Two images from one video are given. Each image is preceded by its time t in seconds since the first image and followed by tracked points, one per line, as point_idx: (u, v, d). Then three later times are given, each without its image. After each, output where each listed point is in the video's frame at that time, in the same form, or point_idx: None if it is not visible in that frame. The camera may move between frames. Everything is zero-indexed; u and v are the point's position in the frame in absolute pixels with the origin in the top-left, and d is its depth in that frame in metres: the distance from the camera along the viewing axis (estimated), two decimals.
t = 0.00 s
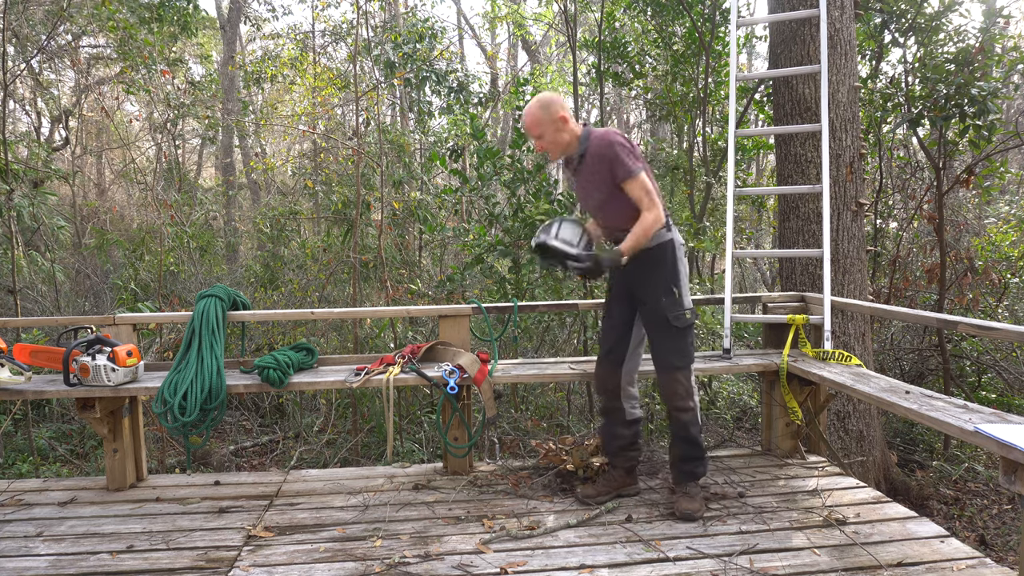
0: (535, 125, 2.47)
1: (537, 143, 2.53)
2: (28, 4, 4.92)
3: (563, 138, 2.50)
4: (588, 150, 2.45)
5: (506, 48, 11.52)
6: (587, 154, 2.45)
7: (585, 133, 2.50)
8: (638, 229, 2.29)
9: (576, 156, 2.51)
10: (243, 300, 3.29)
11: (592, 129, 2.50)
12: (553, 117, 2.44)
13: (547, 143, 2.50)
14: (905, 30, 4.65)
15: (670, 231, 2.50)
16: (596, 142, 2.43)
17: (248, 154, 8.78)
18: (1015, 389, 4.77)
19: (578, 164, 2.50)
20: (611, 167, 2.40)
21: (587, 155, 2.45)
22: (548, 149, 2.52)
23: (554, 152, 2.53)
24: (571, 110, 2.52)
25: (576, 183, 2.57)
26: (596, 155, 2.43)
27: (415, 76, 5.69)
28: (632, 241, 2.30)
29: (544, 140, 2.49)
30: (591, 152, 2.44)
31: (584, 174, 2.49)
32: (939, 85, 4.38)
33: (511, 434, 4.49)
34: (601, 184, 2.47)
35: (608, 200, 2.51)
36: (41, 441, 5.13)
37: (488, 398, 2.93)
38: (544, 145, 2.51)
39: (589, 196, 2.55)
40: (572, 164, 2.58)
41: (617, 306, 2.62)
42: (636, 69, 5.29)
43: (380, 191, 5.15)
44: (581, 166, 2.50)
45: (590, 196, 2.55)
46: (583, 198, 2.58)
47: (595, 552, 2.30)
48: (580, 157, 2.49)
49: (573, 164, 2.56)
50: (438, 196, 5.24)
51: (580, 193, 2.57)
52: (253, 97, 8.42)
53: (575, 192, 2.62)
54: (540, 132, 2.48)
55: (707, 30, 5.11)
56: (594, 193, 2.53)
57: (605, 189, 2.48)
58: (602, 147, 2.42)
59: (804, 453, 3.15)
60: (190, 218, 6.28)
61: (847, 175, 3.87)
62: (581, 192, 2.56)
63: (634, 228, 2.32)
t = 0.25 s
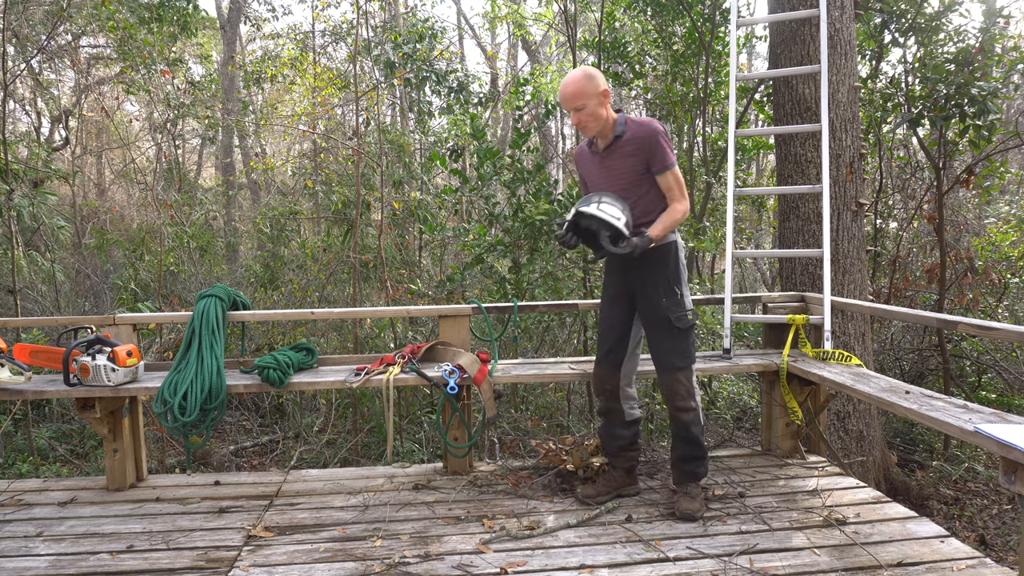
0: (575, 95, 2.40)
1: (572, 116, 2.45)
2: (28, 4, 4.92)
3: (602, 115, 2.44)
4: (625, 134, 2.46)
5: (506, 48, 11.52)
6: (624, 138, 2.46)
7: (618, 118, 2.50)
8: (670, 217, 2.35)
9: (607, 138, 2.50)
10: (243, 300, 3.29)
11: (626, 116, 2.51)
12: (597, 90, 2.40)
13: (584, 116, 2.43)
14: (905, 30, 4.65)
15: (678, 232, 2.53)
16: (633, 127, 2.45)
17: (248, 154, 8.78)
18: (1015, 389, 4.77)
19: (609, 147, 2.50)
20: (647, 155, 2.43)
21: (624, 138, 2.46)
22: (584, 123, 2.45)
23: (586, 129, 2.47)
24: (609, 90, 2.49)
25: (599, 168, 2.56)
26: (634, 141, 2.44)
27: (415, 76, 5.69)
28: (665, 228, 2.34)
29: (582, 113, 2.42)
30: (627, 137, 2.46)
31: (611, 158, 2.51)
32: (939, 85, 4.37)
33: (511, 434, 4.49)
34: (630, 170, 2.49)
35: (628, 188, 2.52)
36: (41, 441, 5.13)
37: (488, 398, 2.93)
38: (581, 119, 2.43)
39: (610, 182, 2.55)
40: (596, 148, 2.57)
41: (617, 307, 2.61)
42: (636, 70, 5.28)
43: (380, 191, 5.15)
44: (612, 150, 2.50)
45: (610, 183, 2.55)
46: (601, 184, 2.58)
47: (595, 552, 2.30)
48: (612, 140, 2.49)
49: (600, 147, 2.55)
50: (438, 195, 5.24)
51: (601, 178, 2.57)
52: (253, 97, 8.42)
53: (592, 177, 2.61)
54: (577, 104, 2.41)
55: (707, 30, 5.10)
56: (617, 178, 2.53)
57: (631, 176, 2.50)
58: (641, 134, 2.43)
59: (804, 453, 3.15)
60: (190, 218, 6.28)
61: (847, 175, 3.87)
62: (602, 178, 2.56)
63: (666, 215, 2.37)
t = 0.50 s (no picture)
0: (605, 86, 2.38)
1: (599, 107, 2.42)
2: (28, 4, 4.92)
3: (628, 108, 2.43)
4: (651, 130, 2.49)
5: (506, 48, 11.52)
6: (651, 133, 2.49)
7: (641, 114, 2.51)
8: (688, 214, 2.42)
9: (630, 133, 2.52)
10: (243, 300, 3.29)
11: (650, 112, 2.54)
12: (626, 83, 2.40)
13: (612, 107, 2.41)
14: (905, 30, 4.65)
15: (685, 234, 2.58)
16: (659, 123, 2.48)
17: (248, 154, 8.78)
18: (1015, 389, 4.77)
19: (633, 142, 2.52)
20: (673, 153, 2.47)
21: (652, 134, 2.48)
22: (611, 115, 2.43)
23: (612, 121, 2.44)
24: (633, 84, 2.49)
25: (618, 161, 2.57)
26: (661, 137, 2.48)
27: (415, 76, 5.69)
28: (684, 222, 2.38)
29: (611, 105, 2.40)
30: (654, 134, 2.48)
31: (634, 151, 2.53)
32: (939, 85, 4.38)
33: (511, 434, 4.49)
34: (652, 166, 2.51)
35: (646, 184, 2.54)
36: (41, 441, 5.13)
37: (488, 398, 2.93)
38: (609, 110, 2.41)
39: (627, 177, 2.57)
40: (616, 142, 2.58)
41: (621, 307, 2.59)
42: (636, 70, 5.29)
43: (380, 191, 5.15)
44: (637, 144, 2.52)
45: (627, 177, 2.57)
46: (618, 178, 2.59)
47: (595, 552, 2.30)
48: (636, 134, 2.51)
49: (620, 141, 2.56)
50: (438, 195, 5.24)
51: (619, 172, 2.58)
52: (253, 97, 8.42)
53: (608, 170, 2.62)
54: (606, 95, 2.38)
55: (707, 30, 5.10)
56: (637, 172, 2.54)
57: (651, 173, 2.52)
58: (668, 131, 2.47)
59: (804, 453, 3.15)
60: (190, 218, 6.28)
61: (847, 175, 3.87)
62: (620, 172, 2.58)
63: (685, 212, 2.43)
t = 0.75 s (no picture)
0: (621, 82, 2.37)
1: (613, 102, 2.41)
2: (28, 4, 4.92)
3: (642, 105, 2.43)
4: (664, 128, 2.50)
5: (506, 48, 11.52)
6: (664, 132, 2.49)
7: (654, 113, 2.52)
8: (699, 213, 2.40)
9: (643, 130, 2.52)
10: (243, 300, 3.29)
11: (662, 111, 2.54)
12: (641, 80, 2.39)
13: (626, 104, 2.41)
14: (905, 30, 4.65)
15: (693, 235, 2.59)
16: (672, 122, 2.49)
17: (248, 154, 8.78)
18: (1015, 388, 4.77)
19: (645, 140, 2.53)
20: (685, 151, 2.47)
21: (664, 132, 2.49)
22: (624, 112, 2.42)
23: (625, 118, 2.44)
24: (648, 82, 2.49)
25: (629, 159, 2.58)
26: (674, 135, 2.48)
27: (415, 75, 5.70)
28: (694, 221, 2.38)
29: (626, 101, 2.40)
30: (666, 132, 2.49)
31: (646, 150, 2.53)
32: (939, 85, 4.38)
33: (511, 434, 4.49)
34: (663, 164, 2.52)
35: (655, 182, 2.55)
36: (41, 441, 5.13)
37: (488, 398, 2.93)
38: (622, 107, 2.41)
39: (637, 174, 2.57)
40: (628, 139, 2.58)
41: (629, 307, 2.58)
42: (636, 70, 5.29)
43: (380, 191, 5.15)
44: (649, 142, 2.52)
45: (637, 175, 2.57)
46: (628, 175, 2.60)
47: (595, 552, 2.30)
48: (648, 131, 2.51)
49: (632, 139, 2.56)
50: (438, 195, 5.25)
51: (630, 169, 2.59)
52: (253, 97, 8.43)
53: (618, 169, 2.62)
54: (622, 91, 2.38)
55: (707, 30, 5.10)
56: (647, 170, 2.55)
57: (661, 171, 2.53)
58: (681, 130, 2.47)
59: (804, 453, 3.15)
60: (190, 218, 6.28)
61: (847, 175, 3.87)
62: (631, 169, 2.58)
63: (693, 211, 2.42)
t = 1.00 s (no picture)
0: (631, 81, 2.36)
1: (621, 102, 2.41)
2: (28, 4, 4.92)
3: (650, 105, 2.43)
4: (670, 128, 2.50)
5: (506, 48, 11.52)
6: (670, 131, 2.50)
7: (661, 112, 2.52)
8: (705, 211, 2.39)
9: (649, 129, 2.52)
10: (243, 300, 3.29)
11: (669, 111, 2.55)
12: (651, 79, 2.39)
13: (635, 103, 2.40)
14: (905, 30, 4.65)
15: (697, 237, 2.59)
16: (679, 121, 2.50)
17: (248, 154, 8.78)
18: (1015, 388, 4.77)
19: (651, 139, 2.53)
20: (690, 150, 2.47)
21: (670, 132, 2.50)
22: (633, 111, 2.42)
23: (633, 117, 2.44)
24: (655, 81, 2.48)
25: (635, 159, 2.58)
26: (679, 135, 2.49)
27: (415, 76, 5.70)
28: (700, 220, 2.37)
29: (635, 100, 2.39)
30: (672, 131, 2.50)
31: (652, 150, 2.54)
32: (939, 85, 4.38)
33: (511, 434, 4.49)
34: (669, 164, 2.52)
35: (661, 182, 2.54)
36: (41, 441, 5.13)
37: (488, 398, 2.93)
38: (632, 106, 2.40)
39: (643, 173, 2.57)
40: (633, 139, 2.58)
41: (632, 307, 2.58)
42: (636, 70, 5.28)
43: (380, 191, 5.15)
44: (655, 142, 2.52)
45: (642, 175, 2.57)
46: (632, 175, 2.59)
47: (595, 552, 2.30)
48: (655, 130, 2.51)
49: (638, 138, 2.56)
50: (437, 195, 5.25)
51: (634, 168, 2.58)
52: (253, 97, 8.43)
53: (623, 168, 2.62)
54: (631, 90, 2.37)
55: (707, 30, 5.10)
56: (653, 169, 2.55)
57: (666, 170, 2.52)
58: (687, 129, 2.47)
59: (804, 453, 3.15)
60: (190, 217, 6.28)
61: (847, 175, 3.87)
62: (636, 168, 2.58)
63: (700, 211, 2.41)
